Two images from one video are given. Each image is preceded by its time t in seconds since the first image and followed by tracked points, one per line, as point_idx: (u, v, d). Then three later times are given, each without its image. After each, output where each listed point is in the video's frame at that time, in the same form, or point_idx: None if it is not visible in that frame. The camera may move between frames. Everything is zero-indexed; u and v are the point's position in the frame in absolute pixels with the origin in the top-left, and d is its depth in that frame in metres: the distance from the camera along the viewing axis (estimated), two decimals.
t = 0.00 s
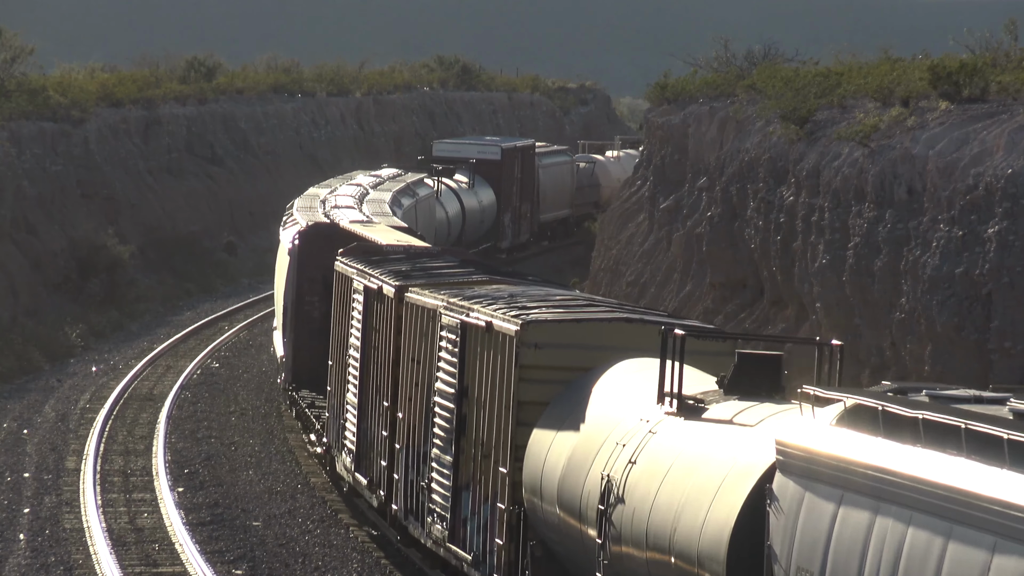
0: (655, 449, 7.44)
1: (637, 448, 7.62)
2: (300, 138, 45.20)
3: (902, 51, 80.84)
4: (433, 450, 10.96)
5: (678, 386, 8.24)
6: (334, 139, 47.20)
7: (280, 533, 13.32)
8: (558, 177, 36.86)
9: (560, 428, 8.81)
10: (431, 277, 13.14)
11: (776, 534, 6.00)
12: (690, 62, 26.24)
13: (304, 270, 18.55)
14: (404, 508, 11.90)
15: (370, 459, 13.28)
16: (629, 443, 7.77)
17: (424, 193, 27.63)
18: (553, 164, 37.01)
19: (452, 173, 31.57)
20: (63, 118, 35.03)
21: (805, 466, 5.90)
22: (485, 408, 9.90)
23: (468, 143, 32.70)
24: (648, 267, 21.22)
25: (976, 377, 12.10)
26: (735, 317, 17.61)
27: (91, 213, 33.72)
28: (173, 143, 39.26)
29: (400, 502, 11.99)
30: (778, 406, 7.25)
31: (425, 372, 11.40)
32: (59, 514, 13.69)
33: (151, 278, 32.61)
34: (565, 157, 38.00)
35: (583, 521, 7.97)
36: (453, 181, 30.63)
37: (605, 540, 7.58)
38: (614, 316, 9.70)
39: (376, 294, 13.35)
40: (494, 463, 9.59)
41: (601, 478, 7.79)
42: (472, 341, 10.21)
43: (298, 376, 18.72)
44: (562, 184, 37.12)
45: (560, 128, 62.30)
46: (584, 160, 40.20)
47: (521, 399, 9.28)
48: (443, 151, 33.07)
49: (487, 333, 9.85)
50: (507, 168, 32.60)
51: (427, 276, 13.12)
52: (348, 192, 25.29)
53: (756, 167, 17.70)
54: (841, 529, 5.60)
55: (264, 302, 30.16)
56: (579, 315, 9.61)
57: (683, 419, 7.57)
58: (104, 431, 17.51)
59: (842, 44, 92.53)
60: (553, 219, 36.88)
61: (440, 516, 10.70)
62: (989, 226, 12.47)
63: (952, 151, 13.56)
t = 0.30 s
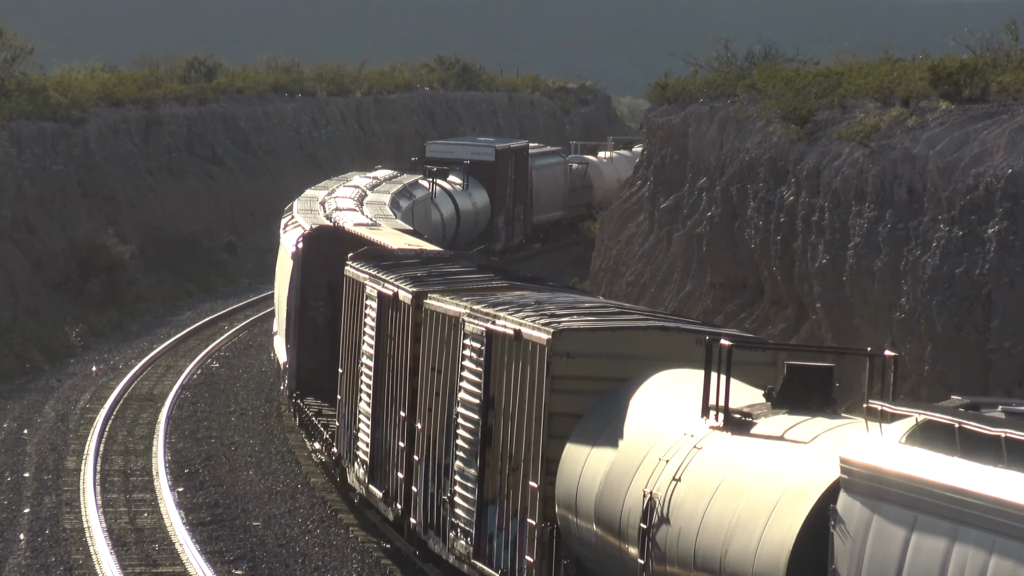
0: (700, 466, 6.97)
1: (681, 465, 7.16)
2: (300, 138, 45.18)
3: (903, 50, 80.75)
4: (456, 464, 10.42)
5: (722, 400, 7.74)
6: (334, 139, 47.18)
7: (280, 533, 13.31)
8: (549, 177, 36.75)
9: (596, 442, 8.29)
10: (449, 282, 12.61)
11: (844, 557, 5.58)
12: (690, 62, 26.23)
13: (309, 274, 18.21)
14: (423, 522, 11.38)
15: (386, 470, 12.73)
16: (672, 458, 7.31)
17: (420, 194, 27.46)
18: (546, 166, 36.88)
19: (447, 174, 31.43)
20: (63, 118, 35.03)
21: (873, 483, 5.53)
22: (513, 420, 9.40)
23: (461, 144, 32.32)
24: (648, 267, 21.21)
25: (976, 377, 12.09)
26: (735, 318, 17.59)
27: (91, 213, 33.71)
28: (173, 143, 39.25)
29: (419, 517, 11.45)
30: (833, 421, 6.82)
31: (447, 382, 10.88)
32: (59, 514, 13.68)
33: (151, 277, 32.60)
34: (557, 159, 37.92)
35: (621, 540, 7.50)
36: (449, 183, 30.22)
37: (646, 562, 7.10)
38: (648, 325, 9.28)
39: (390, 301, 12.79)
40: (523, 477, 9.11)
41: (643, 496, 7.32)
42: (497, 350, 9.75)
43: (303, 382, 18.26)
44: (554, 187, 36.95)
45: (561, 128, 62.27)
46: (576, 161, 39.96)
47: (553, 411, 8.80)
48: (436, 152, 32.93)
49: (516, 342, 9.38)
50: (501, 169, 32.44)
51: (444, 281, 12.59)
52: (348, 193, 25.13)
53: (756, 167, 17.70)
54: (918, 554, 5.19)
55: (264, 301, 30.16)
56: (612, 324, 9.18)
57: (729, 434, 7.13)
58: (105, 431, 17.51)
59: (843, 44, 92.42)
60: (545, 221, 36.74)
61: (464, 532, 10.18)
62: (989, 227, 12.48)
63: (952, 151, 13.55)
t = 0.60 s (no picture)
0: (754, 485, 6.15)
1: (732, 483, 6.32)
2: (301, 138, 45.17)
3: (904, 50, 80.65)
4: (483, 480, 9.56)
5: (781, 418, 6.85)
6: (335, 139, 47.18)
7: (280, 533, 13.30)
8: (544, 179, 36.36)
9: (635, 458, 7.39)
10: (470, 288, 11.77)
11: None
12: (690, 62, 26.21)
13: (314, 280, 17.60)
14: (444, 538, 10.66)
15: (404, 482, 11.99)
16: (722, 476, 6.48)
17: (414, 193, 27.30)
18: (540, 167, 36.36)
19: (439, 175, 31.06)
20: (64, 118, 35.03)
21: (949, 506, 4.81)
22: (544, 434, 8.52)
23: (453, 146, 31.98)
24: (648, 267, 21.19)
25: (976, 377, 12.06)
26: (735, 318, 17.57)
27: (91, 213, 33.71)
28: (173, 143, 39.26)
29: (439, 533, 10.73)
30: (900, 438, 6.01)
31: (470, 394, 10.14)
32: (59, 514, 13.67)
33: (151, 277, 32.60)
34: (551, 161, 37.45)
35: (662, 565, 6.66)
36: (441, 185, 29.88)
37: None
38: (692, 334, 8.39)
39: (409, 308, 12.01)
40: (555, 496, 8.23)
41: (689, 517, 6.49)
42: (526, 359, 8.91)
43: (308, 393, 17.85)
44: (547, 191, 36.51)
45: (561, 128, 62.21)
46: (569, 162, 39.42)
47: (590, 428, 7.87)
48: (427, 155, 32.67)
49: (548, 352, 8.53)
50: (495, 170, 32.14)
51: (466, 288, 11.74)
52: (348, 195, 24.89)
53: (756, 167, 17.69)
54: None
55: (264, 302, 30.17)
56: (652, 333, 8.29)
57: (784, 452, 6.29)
58: (105, 431, 17.51)
59: (844, 44, 92.33)
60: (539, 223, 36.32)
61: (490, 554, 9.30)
62: (989, 227, 12.47)
63: (952, 151, 13.54)
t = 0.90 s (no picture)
0: (813, 503, 5.81)
1: (789, 502, 5.97)
2: (300, 138, 45.14)
3: (904, 50, 80.53)
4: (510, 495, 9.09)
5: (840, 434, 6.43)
6: (334, 139, 47.15)
7: (280, 534, 13.28)
8: (537, 180, 35.71)
9: (679, 475, 6.97)
10: (492, 293, 11.19)
11: None
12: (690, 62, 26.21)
13: (319, 284, 16.67)
14: (469, 554, 10.07)
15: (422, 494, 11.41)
16: (778, 494, 6.11)
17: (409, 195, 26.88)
18: (533, 168, 35.75)
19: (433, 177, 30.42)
20: (63, 118, 35.01)
21: None
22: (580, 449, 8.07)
23: (448, 147, 31.28)
24: (648, 268, 21.18)
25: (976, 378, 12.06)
26: (735, 318, 17.56)
27: (90, 213, 33.68)
28: (172, 143, 39.25)
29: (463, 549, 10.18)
30: (970, 458, 5.68)
31: (497, 402, 9.59)
32: (59, 515, 13.65)
33: (150, 277, 32.58)
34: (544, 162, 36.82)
35: None
36: (435, 186, 29.23)
37: None
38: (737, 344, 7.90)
39: (428, 314, 11.38)
40: (593, 514, 7.75)
41: (744, 536, 6.13)
42: (559, 369, 8.42)
43: (314, 401, 16.85)
44: (540, 191, 35.87)
45: (561, 128, 62.12)
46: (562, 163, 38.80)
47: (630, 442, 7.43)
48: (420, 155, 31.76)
49: (582, 363, 8.03)
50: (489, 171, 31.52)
51: (488, 293, 11.14)
52: (346, 197, 24.45)
53: (756, 167, 17.69)
54: None
55: (263, 302, 30.16)
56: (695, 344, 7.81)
57: (843, 470, 5.93)
58: (104, 431, 17.50)
59: (844, 44, 92.23)
60: (531, 225, 35.64)
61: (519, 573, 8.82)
62: (989, 227, 12.47)
63: (952, 151, 13.54)
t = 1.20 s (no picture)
0: (883, 525, 5.44)
1: (856, 523, 5.59)
2: (301, 138, 45.12)
3: (905, 50, 80.46)
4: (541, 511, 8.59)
5: (904, 450, 6.01)
6: (335, 139, 47.13)
7: (280, 534, 13.27)
8: (531, 181, 35.10)
9: (731, 493, 6.53)
10: (516, 299, 10.73)
11: None
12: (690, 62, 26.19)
13: (325, 291, 16.39)
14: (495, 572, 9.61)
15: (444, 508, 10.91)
16: (841, 515, 5.72)
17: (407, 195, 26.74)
18: (527, 169, 35.12)
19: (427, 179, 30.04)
20: (63, 118, 34.99)
21: None
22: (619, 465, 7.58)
23: (443, 147, 31.13)
24: (648, 268, 21.16)
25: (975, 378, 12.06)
26: (735, 318, 17.54)
27: (91, 213, 33.67)
28: (173, 142, 39.24)
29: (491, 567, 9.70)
30: None
31: (525, 413, 9.16)
32: (58, 515, 13.65)
33: (151, 276, 32.58)
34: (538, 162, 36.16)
35: None
36: (428, 188, 28.79)
37: None
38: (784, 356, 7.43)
39: (449, 322, 10.92)
40: (633, 534, 7.28)
41: (805, 559, 5.76)
42: (595, 382, 7.96)
43: (319, 410, 16.53)
44: (534, 194, 35.10)
45: (562, 128, 62.06)
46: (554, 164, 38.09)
47: (673, 459, 6.95)
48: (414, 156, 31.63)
49: (621, 375, 7.58)
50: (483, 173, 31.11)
51: (513, 300, 10.66)
52: (343, 197, 24.34)
53: (756, 167, 17.67)
54: None
55: (264, 302, 30.15)
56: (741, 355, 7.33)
57: (912, 491, 5.57)
58: (104, 431, 17.50)
59: (845, 44, 92.16)
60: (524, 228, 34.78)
61: None
62: (989, 227, 12.46)
63: (952, 151, 13.53)
